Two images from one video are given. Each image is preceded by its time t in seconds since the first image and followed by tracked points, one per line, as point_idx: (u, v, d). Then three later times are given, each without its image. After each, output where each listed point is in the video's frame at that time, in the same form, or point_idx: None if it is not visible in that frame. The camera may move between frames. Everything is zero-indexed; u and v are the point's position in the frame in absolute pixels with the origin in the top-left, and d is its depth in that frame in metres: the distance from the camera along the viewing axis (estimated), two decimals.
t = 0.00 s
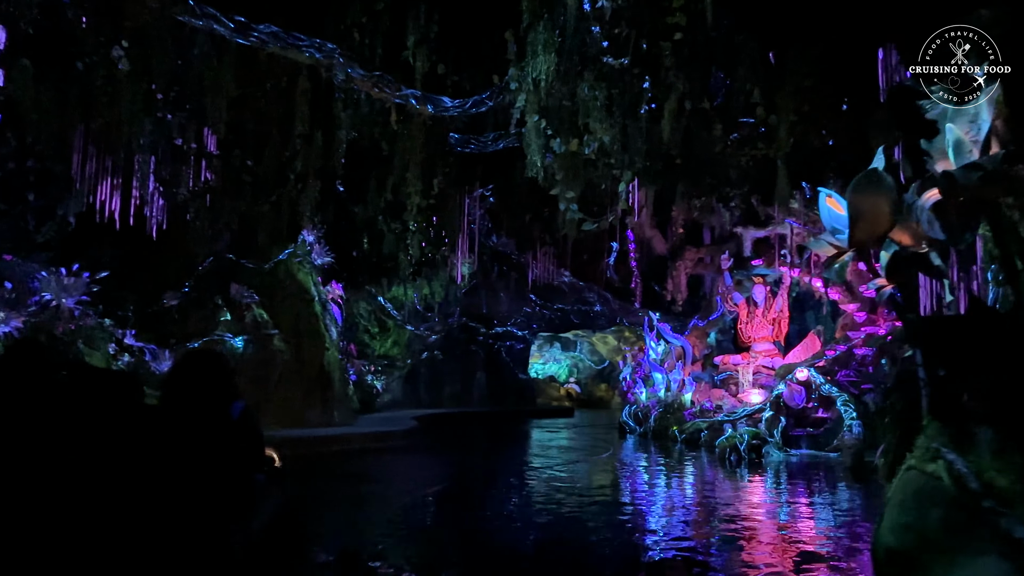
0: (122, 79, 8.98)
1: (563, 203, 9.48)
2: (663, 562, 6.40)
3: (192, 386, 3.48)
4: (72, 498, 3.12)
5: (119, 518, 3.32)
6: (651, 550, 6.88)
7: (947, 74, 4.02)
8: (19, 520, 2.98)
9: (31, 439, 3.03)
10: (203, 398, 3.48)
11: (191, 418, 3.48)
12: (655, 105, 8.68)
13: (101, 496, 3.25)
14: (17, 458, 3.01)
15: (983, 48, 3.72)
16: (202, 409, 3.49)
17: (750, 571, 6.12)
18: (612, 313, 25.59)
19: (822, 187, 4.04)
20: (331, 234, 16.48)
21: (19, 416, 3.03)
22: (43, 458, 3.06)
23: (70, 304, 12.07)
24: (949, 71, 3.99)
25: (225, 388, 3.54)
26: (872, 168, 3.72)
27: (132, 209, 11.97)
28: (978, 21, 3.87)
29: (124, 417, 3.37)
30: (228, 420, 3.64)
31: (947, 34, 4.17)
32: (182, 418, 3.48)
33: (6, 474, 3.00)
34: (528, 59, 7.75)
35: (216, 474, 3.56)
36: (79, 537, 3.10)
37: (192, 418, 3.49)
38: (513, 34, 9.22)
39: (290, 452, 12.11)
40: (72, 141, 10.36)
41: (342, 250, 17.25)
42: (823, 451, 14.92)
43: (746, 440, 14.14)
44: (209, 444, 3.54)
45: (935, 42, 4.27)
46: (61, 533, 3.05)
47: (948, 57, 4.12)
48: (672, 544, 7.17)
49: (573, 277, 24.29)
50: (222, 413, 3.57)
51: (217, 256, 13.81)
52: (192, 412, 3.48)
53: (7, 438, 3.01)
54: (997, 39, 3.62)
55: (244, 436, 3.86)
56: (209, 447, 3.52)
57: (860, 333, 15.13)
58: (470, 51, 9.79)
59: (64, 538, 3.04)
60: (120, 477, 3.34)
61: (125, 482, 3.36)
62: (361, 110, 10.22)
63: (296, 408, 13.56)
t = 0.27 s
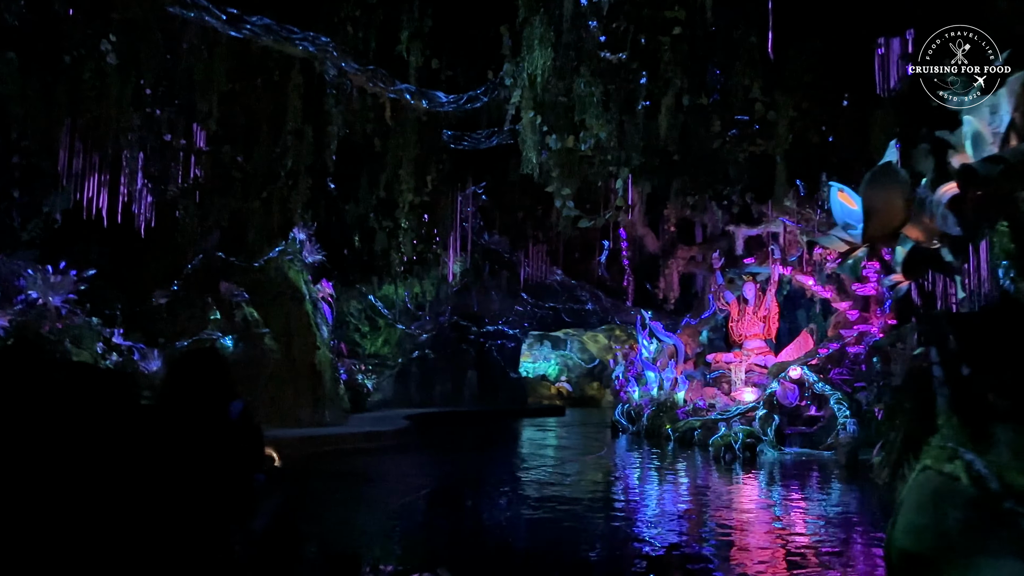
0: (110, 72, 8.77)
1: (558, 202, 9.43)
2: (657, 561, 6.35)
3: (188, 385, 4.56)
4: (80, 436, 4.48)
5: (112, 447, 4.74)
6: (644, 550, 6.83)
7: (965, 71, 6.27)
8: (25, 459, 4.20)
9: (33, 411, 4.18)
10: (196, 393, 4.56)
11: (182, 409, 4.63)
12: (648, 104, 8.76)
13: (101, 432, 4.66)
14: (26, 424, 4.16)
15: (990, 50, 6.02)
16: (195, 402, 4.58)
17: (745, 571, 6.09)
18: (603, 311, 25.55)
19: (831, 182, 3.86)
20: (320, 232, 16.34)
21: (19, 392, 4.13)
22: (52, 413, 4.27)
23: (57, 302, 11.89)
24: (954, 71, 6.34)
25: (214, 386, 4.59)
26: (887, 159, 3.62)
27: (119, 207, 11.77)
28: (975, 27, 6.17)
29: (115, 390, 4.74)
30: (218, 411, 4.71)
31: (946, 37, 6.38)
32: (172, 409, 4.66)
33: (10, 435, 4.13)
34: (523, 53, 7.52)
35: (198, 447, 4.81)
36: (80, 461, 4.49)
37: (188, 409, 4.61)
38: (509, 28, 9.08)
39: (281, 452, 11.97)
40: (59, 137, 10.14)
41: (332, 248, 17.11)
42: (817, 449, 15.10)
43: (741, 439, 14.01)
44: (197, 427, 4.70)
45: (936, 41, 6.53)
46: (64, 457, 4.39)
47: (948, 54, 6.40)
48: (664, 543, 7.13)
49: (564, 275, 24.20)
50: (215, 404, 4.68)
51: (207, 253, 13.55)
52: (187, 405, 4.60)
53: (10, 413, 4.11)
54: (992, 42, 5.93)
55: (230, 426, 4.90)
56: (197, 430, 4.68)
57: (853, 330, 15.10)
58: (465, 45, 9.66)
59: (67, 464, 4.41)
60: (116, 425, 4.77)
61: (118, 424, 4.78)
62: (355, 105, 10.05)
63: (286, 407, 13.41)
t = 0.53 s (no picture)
0: (95, 64, 8.56)
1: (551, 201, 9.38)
2: (643, 563, 6.25)
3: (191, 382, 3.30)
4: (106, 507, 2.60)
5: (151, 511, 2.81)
6: (628, 550, 6.74)
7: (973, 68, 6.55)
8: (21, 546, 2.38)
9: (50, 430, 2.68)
10: (202, 392, 3.28)
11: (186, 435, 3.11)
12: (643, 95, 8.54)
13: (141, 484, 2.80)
14: (19, 481, 2.37)
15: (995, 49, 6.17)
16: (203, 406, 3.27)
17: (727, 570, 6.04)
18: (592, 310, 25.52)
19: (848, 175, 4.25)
20: (307, 229, 16.10)
21: (19, 422, 2.39)
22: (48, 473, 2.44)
23: (40, 300, 11.63)
24: (955, 71, 6.85)
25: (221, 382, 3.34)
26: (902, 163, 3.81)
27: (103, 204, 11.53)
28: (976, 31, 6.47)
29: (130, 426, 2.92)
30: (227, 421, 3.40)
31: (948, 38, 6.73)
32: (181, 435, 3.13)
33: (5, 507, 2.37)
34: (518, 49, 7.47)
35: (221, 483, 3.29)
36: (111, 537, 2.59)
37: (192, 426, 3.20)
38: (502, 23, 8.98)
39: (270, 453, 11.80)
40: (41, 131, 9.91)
41: (320, 247, 16.94)
42: (809, 447, 15.04)
43: (734, 437, 14.04)
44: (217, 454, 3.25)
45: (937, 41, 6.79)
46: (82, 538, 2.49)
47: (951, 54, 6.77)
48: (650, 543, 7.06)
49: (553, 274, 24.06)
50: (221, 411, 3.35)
51: (194, 250, 13.50)
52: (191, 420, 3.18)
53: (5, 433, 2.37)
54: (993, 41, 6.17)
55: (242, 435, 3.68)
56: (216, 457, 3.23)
57: (843, 328, 15.21)
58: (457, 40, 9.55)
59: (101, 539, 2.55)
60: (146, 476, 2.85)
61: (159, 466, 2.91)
62: (346, 100, 9.92)
63: (274, 408, 13.24)
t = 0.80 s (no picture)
0: (76, 58, 8.39)
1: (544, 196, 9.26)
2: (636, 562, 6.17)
3: (180, 382, 3.11)
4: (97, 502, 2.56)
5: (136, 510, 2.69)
6: (617, 550, 6.66)
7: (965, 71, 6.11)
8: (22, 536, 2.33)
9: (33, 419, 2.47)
10: (191, 393, 3.10)
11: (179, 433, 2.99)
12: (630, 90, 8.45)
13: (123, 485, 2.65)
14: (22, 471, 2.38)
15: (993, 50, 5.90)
16: (193, 407, 3.08)
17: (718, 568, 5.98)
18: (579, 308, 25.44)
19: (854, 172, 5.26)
20: (294, 227, 15.94)
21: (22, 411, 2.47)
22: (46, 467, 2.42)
23: (20, 299, 11.42)
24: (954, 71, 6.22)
25: (211, 383, 3.16)
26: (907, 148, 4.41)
27: (86, 200, 11.34)
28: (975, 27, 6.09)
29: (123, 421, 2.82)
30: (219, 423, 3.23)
31: (945, 37, 6.26)
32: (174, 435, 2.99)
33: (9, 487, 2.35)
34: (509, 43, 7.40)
35: (218, 487, 3.12)
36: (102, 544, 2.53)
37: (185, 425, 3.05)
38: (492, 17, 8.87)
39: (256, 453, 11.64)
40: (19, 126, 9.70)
41: (306, 243, 16.75)
42: (796, 445, 15.10)
43: (723, 435, 14.08)
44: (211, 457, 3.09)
45: (935, 40, 6.37)
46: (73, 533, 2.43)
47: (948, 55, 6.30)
48: (638, 541, 7.00)
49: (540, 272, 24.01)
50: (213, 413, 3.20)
51: (177, 249, 13.14)
52: (184, 420, 3.03)
53: None
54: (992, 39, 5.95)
55: (235, 435, 3.47)
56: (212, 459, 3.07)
57: (830, 326, 15.31)
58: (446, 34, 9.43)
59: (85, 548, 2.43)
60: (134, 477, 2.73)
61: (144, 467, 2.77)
62: (333, 94, 9.78)
63: (260, 407, 13.06)
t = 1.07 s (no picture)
0: (54, 51, 8.24)
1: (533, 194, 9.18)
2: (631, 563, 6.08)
3: (169, 384, 3.37)
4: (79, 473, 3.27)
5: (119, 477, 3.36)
6: (609, 551, 6.56)
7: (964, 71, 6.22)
8: (21, 498, 3.14)
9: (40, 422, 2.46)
10: (177, 393, 3.37)
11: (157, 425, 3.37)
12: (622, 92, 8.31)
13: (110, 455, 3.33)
14: (22, 450, 3.11)
15: (993, 51, 6.09)
16: (180, 410, 3.39)
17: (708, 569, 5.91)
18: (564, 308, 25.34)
19: (858, 166, 5.25)
20: (276, 226, 15.71)
21: (22, 400, 3.10)
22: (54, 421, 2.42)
23: None
24: (954, 71, 6.33)
25: (197, 384, 3.41)
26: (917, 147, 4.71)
27: (62, 198, 11.07)
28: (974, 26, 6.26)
29: (105, 412, 3.32)
30: (207, 422, 3.53)
31: (946, 37, 6.41)
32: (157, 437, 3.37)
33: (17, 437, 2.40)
34: (496, 38, 7.63)
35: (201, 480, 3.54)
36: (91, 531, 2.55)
37: (170, 427, 3.39)
38: (479, 13, 8.74)
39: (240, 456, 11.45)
40: None
41: (289, 242, 16.53)
42: (783, 444, 14.97)
43: (710, 435, 14.32)
44: (195, 453, 3.46)
45: (936, 41, 6.54)
46: (64, 490, 3.23)
47: (948, 55, 6.42)
48: (631, 542, 6.92)
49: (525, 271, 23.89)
50: (198, 412, 3.47)
51: (155, 249, 13.12)
52: (167, 419, 3.37)
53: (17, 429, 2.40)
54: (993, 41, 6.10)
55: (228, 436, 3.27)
56: (193, 458, 3.45)
57: (814, 325, 15.15)
58: (432, 31, 9.30)
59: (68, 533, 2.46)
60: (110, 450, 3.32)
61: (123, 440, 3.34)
62: (317, 92, 9.59)
63: (242, 410, 12.81)
